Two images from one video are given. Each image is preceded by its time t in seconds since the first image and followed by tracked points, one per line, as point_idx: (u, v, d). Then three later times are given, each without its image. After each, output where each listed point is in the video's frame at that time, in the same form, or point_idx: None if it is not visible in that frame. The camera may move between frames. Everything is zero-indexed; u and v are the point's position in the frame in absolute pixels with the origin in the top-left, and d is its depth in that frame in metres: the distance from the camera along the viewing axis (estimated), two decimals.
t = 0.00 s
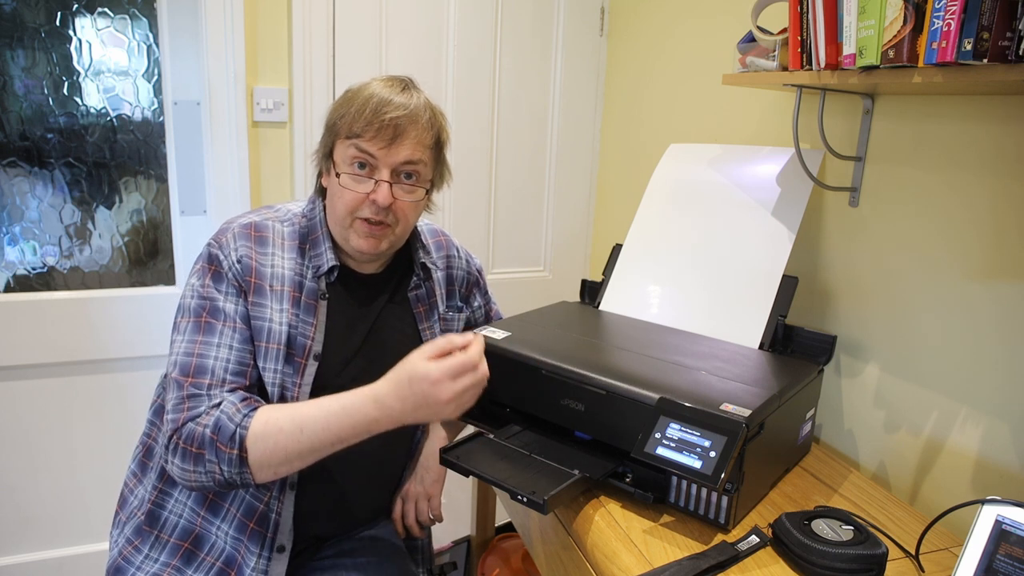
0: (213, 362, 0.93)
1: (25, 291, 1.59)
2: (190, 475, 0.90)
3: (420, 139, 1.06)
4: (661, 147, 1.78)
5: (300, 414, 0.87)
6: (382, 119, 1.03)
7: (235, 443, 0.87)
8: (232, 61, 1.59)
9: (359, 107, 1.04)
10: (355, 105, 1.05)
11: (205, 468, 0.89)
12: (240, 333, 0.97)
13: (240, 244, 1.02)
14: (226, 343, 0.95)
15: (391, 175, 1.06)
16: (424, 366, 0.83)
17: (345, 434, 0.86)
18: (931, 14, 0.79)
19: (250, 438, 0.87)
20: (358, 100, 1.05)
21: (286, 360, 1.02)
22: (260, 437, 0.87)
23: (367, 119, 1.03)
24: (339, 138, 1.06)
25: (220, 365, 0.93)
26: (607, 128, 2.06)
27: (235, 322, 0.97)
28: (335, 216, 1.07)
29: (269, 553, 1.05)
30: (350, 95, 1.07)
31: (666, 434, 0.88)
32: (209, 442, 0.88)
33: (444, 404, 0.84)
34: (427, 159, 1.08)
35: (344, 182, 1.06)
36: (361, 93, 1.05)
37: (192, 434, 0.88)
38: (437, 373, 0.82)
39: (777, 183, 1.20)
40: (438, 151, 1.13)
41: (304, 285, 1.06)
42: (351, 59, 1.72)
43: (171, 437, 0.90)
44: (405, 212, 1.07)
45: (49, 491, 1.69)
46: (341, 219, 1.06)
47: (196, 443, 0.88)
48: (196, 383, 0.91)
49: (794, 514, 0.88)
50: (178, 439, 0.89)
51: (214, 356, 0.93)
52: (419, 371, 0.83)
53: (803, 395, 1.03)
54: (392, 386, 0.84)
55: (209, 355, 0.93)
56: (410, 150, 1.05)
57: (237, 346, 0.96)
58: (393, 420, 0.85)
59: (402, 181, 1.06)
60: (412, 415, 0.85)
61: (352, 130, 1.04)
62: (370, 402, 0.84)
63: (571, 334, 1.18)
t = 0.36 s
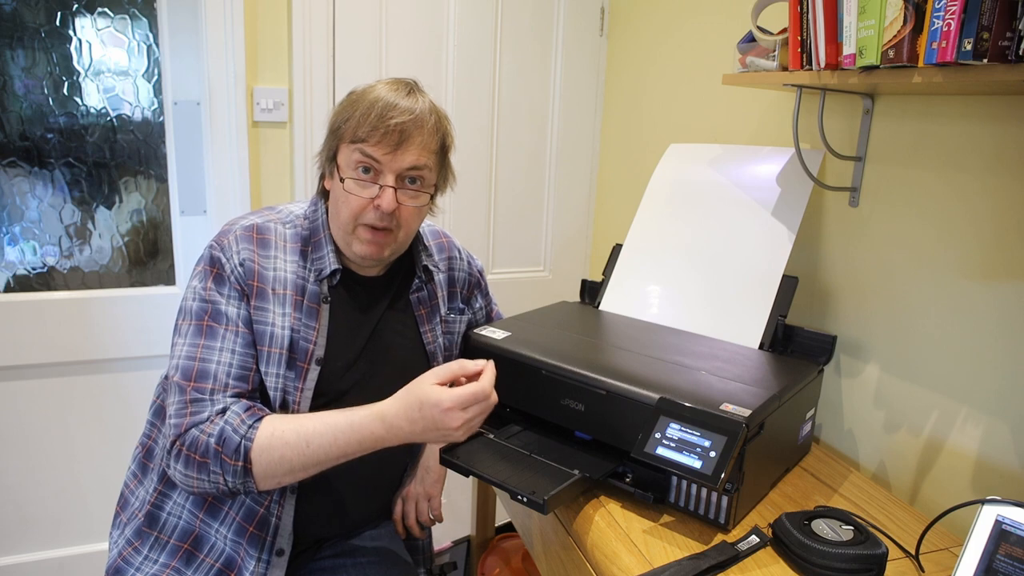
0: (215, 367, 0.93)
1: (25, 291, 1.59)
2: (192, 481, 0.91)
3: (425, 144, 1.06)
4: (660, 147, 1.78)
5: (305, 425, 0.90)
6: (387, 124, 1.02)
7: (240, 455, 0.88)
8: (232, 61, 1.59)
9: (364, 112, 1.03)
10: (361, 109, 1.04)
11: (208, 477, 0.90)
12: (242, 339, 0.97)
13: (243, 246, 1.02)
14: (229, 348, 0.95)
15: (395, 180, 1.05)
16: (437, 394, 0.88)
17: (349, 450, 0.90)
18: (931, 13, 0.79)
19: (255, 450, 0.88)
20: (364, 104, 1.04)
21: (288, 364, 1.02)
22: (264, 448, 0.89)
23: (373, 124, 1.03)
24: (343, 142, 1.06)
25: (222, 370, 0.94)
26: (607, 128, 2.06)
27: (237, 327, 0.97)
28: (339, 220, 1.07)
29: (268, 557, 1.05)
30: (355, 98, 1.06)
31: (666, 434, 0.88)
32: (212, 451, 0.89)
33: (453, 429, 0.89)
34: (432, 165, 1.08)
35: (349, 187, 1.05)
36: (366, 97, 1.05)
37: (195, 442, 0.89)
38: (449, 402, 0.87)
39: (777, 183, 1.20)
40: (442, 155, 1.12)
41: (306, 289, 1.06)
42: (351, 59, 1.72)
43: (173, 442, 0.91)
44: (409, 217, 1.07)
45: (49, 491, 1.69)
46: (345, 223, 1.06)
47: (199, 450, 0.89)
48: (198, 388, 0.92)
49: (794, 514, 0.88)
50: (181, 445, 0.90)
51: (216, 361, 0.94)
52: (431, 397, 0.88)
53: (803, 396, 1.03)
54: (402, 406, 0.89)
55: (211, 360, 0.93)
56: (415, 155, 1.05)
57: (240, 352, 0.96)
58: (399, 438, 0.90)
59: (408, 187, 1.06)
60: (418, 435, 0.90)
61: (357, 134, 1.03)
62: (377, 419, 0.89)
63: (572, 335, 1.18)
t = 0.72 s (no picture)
0: (217, 371, 0.93)
1: (25, 291, 1.59)
2: (196, 484, 0.91)
3: (429, 145, 1.06)
4: (660, 147, 1.78)
5: (309, 429, 0.89)
6: (390, 126, 1.02)
7: (244, 459, 0.88)
8: (232, 61, 1.59)
9: (367, 113, 1.03)
10: (363, 111, 1.04)
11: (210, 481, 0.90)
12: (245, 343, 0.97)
13: (244, 248, 1.01)
14: (231, 352, 0.95)
15: (398, 181, 1.05)
16: (444, 400, 0.88)
17: (353, 455, 0.89)
18: (931, 13, 0.79)
19: (258, 455, 0.88)
20: (366, 105, 1.04)
21: (289, 367, 1.02)
22: (269, 454, 0.88)
23: (376, 125, 1.02)
24: (346, 143, 1.06)
25: (225, 374, 0.94)
26: (607, 128, 2.06)
27: (239, 331, 0.97)
28: (341, 221, 1.07)
29: (268, 558, 1.05)
30: (357, 99, 1.06)
31: (666, 434, 0.88)
32: (216, 455, 0.88)
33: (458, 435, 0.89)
34: (435, 165, 1.08)
35: (351, 188, 1.05)
36: (369, 99, 1.04)
37: (199, 446, 0.89)
38: (456, 410, 0.87)
39: (777, 183, 1.20)
40: (444, 155, 1.12)
41: (308, 291, 1.06)
42: (351, 59, 1.72)
43: (176, 446, 0.91)
44: (412, 218, 1.07)
45: (49, 491, 1.69)
46: (348, 224, 1.06)
47: (202, 454, 0.89)
48: (201, 392, 0.92)
49: (794, 514, 0.88)
50: (184, 448, 0.90)
51: (219, 365, 0.94)
52: (438, 404, 0.88)
53: (803, 395, 1.03)
54: (407, 411, 0.89)
55: (213, 364, 0.93)
56: (418, 156, 1.05)
57: (243, 356, 0.96)
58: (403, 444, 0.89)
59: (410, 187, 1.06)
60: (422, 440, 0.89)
61: (360, 136, 1.03)
62: (382, 425, 0.88)
63: (572, 335, 1.18)
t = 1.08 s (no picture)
0: (233, 360, 0.90)
1: (25, 291, 1.59)
2: (215, 476, 0.84)
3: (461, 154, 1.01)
4: (660, 147, 1.78)
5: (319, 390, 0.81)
6: (436, 137, 0.95)
7: (259, 429, 0.81)
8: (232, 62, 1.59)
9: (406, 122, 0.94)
10: (403, 118, 0.95)
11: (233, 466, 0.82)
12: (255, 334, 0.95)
13: (247, 244, 1.00)
14: (244, 342, 0.92)
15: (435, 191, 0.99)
16: (443, 316, 0.82)
17: (367, 409, 0.80)
18: (931, 13, 0.79)
19: (274, 422, 0.81)
20: (403, 113, 0.95)
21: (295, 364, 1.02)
22: (283, 421, 0.80)
23: (419, 133, 0.95)
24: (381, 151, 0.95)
25: (240, 364, 0.91)
26: (607, 128, 2.06)
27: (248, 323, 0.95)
28: (374, 231, 0.99)
29: (271, 555, 1.05)
30: (387, 98, 0.96)
31: (666, 434, 0.88)
32: (232, 434, 0.82)
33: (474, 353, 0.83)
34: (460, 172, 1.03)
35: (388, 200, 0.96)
36: (404, 107, 0.95)
37: (216, 430, 0.83)
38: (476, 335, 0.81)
39: (777, 183, 1.20)
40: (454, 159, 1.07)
41: (311, 286, 1.06)
42: (351, 60, 1.72)
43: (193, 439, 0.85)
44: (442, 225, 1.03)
45: (49, 491, 1.69)
46: (381, 234, 0.99)
47: (220, 439, 0.83)
48: (217, 381, 0.88)
49: (794, 514, 0.88)
50: (200, 437, 0.84)
51: (233, 355, 0.91)
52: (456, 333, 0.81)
53: (803, 395, 1.03)
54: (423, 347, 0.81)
55: (227, 354, 0.90)
56: (455, 166, 0.99)
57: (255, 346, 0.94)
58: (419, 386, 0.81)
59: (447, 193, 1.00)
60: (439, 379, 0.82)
61: (402, 144, 0.94)
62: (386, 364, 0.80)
63: (572, 335, 1.18)
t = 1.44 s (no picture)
0: (261, 365, 0.90)
1: (25, 291, 1.59)
2: (248, 480, 0.86)
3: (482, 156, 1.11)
4: (660, 146, 1.78)
5: (365, 409, 0.86)
6: (476, 142, 1.04)
7: (302, 444, 0.84)
8: (232, 61, 1.59)
9: (453, 128, 1.01)
10: (450, 125, 1.01)
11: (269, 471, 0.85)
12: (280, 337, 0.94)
13: (265, 245, 0.98)
14: (270, 346, 0.92)
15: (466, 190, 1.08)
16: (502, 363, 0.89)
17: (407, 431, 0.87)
18: (931, 13, 0.79)
19: (316, 439, 0.85)
20: (448, 120, 1.01)
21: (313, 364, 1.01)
22: (325, 436, 0.85)
23: (465, 139, 1.03)
24: (429, 155, 1.00)
25: (268, 368, 0.91)
26: (607, 128, 2.06)
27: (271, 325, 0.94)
28: (416, 230, 1.04)
29: (282, 555, 1.04)
30: (435, 106, 1.02)
31: (666, 434, 0.88)
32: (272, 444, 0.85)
33: (512, 400, 0.90)
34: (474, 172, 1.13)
35: (434, 200, 1.02)
36: (449, 114, 1.02)
37: (254, 438, 0.85)
38: (515, 369, 0.89)
39: (777, 183, 1.20)
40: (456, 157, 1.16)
41: (325, 287, 1.02)
42: (351, 60, 1.72)
43: (225, 443, 0.86)
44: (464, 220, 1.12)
45: (49, 491, 1.69)
46: (423, 232, 1.04)
47: (258, 446, 0.85)
48: (247, 386, 0.88)
49: (794, 514, 0.88)
50: (234, 444, 0.85)
51: (261, 359, 0.90)
52: (494, 365, 0.89)
53: (803, 395, 1.03)
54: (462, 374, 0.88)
55: (255, 358, 0.90)
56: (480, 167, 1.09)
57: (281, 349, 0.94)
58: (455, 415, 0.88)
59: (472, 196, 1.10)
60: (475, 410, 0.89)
61: (452, 148, 1.01)
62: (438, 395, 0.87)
63: (572, 334, 1.18)
